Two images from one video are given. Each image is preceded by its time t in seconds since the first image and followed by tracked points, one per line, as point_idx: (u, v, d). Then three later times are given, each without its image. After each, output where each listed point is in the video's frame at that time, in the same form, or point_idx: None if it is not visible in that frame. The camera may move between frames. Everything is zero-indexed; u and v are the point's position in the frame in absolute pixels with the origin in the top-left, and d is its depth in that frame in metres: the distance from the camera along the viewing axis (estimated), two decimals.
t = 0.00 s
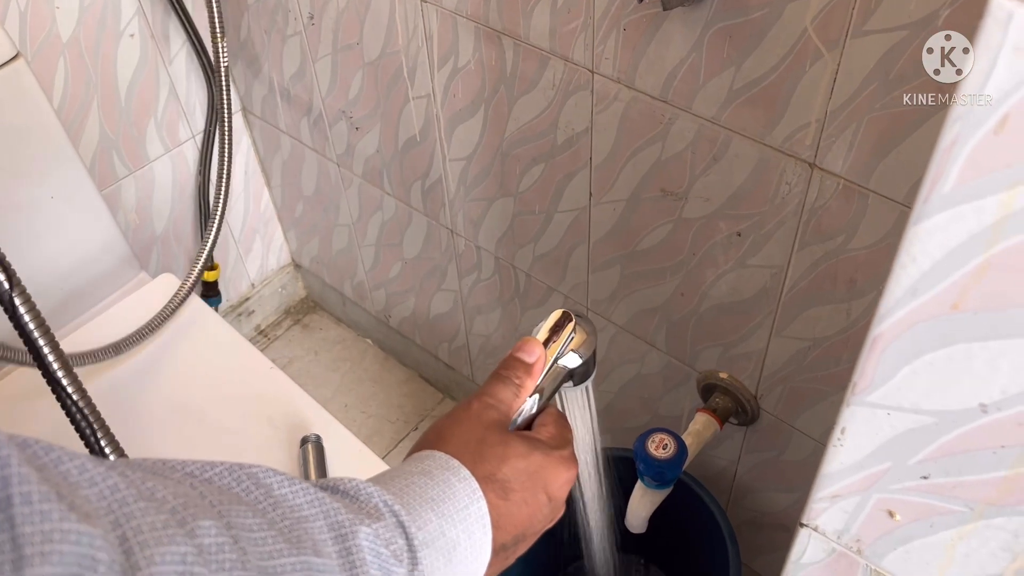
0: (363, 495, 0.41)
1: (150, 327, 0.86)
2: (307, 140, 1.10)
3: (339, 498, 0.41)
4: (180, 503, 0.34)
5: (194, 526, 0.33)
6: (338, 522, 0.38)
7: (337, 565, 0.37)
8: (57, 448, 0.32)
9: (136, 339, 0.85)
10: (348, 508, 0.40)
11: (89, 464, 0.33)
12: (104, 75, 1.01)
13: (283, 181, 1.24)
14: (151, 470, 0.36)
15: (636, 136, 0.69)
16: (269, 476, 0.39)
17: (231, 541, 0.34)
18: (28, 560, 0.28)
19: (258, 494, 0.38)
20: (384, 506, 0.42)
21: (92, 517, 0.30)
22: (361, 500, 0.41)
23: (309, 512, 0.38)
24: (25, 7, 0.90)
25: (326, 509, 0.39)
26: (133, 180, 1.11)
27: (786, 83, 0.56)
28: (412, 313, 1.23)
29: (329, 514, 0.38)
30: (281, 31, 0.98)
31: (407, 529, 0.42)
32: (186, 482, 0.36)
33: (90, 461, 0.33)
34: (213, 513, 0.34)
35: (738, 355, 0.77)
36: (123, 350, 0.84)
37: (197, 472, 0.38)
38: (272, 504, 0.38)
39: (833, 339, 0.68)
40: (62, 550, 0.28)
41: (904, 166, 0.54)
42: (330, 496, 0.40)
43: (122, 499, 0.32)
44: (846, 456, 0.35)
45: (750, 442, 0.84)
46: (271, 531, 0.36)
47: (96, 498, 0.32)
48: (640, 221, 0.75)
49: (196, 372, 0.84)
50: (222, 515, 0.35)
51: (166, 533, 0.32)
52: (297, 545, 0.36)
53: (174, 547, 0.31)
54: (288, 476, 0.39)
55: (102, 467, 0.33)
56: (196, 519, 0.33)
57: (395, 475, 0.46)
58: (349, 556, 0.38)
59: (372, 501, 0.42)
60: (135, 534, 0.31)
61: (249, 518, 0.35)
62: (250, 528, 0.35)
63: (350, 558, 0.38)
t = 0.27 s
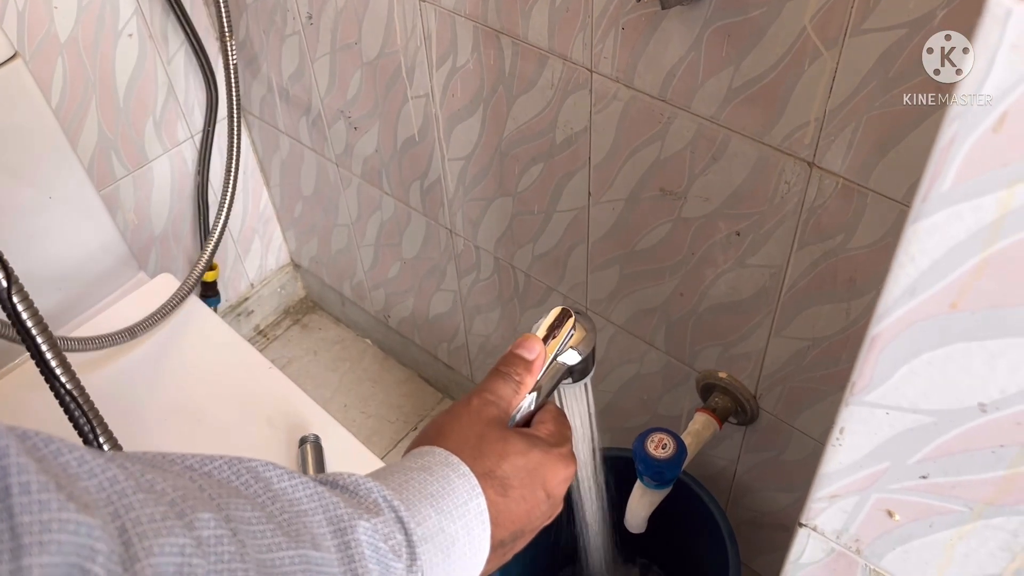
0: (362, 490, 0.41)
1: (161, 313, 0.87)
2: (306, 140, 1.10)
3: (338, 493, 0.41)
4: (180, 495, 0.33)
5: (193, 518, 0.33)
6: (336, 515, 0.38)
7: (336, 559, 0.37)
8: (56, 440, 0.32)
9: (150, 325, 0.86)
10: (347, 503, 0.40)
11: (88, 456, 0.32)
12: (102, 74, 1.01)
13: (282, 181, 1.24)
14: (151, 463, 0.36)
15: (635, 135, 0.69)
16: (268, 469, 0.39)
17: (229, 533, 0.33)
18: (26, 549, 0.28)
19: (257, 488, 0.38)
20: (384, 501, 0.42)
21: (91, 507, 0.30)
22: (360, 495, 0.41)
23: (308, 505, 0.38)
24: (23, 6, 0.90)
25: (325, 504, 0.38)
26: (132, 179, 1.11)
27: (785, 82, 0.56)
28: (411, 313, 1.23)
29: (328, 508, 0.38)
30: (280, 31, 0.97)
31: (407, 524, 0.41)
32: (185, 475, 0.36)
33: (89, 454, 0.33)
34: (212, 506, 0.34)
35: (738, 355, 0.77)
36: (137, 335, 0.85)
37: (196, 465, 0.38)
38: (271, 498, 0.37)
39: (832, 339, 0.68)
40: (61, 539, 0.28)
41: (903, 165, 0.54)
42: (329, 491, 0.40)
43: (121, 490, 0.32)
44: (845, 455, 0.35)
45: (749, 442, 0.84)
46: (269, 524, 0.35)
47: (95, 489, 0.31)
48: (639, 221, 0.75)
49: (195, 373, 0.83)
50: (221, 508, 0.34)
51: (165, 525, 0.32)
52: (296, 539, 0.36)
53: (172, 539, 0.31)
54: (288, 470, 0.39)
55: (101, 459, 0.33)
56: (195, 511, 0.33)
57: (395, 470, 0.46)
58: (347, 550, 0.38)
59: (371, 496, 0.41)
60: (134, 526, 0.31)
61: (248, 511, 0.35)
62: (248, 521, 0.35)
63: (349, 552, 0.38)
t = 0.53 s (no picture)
0: (359, 486, 0.41)
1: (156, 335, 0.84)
2: (305, 140, 1.10)
3: (335, 489, 0.40)
4: (180, 488, 0.33)
5: (195, 509, 0.33)
6: (335, 510, 0.38)
7: (335, 553, 0.37)
8: (56, 432, 0.32)
9: (146, 347, 0.83)
10: (344, 499, 0.40)
11: (88, 448, 0.32)
12: (102, 74, 1.01)
13: (281, 181, 1.24)
14: (150, 457, 0.36)
15: (634, 135, 0.69)
16: (266, 465, 0.39)
17: (230, 524, 0.33)
18: (26, 538, 0.27)
19: (255, 482, 0.38)
20: (381, 498, 0.42)
21: (92, 497, 0.30)
22: (358, 491, 0.41)
23: (306, 500, 0.38)
24: (21, 6, 0.90)
25: (323, 499, 0.38)
26: (131, 179, 1.11)
27: (785, 82, 0.56)
28: (410, 313, 1.23)
29: (326, 503, 0.38)
30: (279, 30, 0.97)
31: (404, 521, 0.42)
32: (184, 468, 0.36)
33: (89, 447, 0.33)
34: (212, 498, 0.34)
35: (737, 354, 0.77)
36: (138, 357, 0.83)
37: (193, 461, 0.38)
38: (269, 493, 0.37)
39: (832, 338, 0.68)
40: (61, 528, 0.28)
41: (903, 164, 0.54)
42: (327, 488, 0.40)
43: (122, 481, 0.32)
44: (844, 455, 0.35)
45: (749, 442, 0.84)
46: (269, 517, 0.35)
47: (96, 480, 0.31)
48: (639, 220, 0.75)
49: (194, 373, 0.83)
50: (220, 501, 0.34)
51: (166, 515, 0.31)
52: (296, 531, 0.36)
53: (173, 529, 0.31)
54: (285, 466, 0.39)
55: (101, 451, 0.32)
56: (195, 502, 0.33)
57: (390, 470, 0.46)
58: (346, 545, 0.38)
59: (369, 493, 0.41)
60: (135, 516, 0.31)
61: (247, 504, 0.35)
62: (248, 514, 0.35)
63: (348, 547, 0.38)
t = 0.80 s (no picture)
0: (356, 496, 0.41)
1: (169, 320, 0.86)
2: (306, 140, 1.10)
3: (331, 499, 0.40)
4: (173, 499, 0.33)
5: (187, 521, 0.32)
6: (330, 521, 0.38)
7: (329, 565, 0.37)
8: (50, 442, 0.32)
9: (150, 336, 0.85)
10: (340, 509, 0.40)
11: (82, 459, 0.32)
12: (102, 75, 1.01)
13: (282, 181, 1.24)
14: (144, 467, 0.35)
15: (634, 135, 0.69)
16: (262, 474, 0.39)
17: (223, 537, 0.33)
18: (17, 549, 0.28)
19: (251, 493, 0.37)
20: (377, 508, 0.42)
21: (84, 509, 0.30)
22: (354, 501, 0.41)
23: (302, 511, 0.38)
24: (22, 7, 0.90)
25: (319, 510, 0.38)
26: (132, 180, 1.11)
27: (785, 83, 0.56)
28: (411, 313, 1.23)
29: (321, 514, 0.38)
30: (279, 31, 0.97)
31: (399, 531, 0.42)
32: (178, 479, 0.36)
33: (85, 455, 0.33)
34: (205, 510, 0.34)
35: (738, 355, 0.77)
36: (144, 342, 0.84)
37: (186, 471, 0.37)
38: (264, 503, 0.37)
39: (832, 339, 0.68)
40: (51, 540, 0.28)
41: (903, 165, 0.54)
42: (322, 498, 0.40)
43: (114, 491, 0.32)
44: (844, 456, 0.35)
45: (749, 443, 0.84)
46: (263, 529, 0.35)
47: (88, 492, 0.31)
48: (639, 221, 0.74)
49: (195, 374, 0.83)
50: (214, 513, 0.34)
51: (157, 528, 0.31)
52: (289, 543, 0.36)
53: (164, 543, 0.31)
54: (281, 476, 0.39)
55: (94, 463, 0.33)
56: (188, 514, 0.33)
57: (387, 479, 0.46)
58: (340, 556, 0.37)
59: (365, 503, 0.41)
60: (126, 528, 0.31)
61: (241, 516, 0.35)
62: (242, 526, 0.35)
63: (342, 558, 0.38)
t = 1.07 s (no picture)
0: (363, 501, 0.41)
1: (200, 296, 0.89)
2: (308, 139, 1.10)
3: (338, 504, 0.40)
4: (180, 502, 0.33)
5: (193, 525, 0.32)
6: (336, 527, 0.38)
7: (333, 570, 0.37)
8: (59, 443, 0.32)
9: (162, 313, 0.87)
10: (347, 514, 0.40)
11: (90, 460, 0.32)
12: (106, 75, 1.01)
13: (284, 181, 1.24)
14: (150, 469, 0.35)
15: (638, 135, 0.68)
16: (268, 479, 0.39)
17: (229, 542, 0.33)
18: (24, 550, 0.28)
19: (257, 497, 0.37)
20: (384, 513, 0.41)
21: (92, 509, 0.30)
22: (361, 507, 0.41)
23: (308, 516, 0.38)
24: (26, 7, 0.90)
25: (325, 515, 0.38)
26: (135, 180, 1.11)
27: (789, 82, 0.56)
28: (414, 313, 1.23)
29: (327, 520, 0.38)
30: (283, 30, 0.97)
31: (406, 538, 0.41)
32: (185, 481, 0.36)
33: (93, 457, 0.32)
34: (211, 513, 0.34)
35: (741, 355, 0.77)
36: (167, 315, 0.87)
37: (192, 473, 0.37)
38: (271, 508, 0.37)
39: (836, 339, 0.67)
40: (57, 540, 0.28)
41: (908, 164, 0.54)
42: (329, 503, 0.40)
43: (122, 494, 0.32)
44: (849, 456, 0.35)
45: (752, 443, 0.84)
46: (268, 534, 0.35)
47: (96, 494, 0.31)
48: (643, 220, 0.74)
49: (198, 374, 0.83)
50: (220, 517, 0.34)
51: (163, 532, 0.31)
52: (295, 549, 0.36)
53: (170, 546, 0.31)
54: (288, 480, 0.39)
55: (102, 463, 0.32)
56: (194, 519, 0.33)
57: (394, 485, 0.46)
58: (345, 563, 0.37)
59: (372, 509, 0.41)
60: (134, 531, 0.31)
61: (248, 520, 0.35)
62: (248, 531, 0.35)
63: (347, 564, 0.37)
